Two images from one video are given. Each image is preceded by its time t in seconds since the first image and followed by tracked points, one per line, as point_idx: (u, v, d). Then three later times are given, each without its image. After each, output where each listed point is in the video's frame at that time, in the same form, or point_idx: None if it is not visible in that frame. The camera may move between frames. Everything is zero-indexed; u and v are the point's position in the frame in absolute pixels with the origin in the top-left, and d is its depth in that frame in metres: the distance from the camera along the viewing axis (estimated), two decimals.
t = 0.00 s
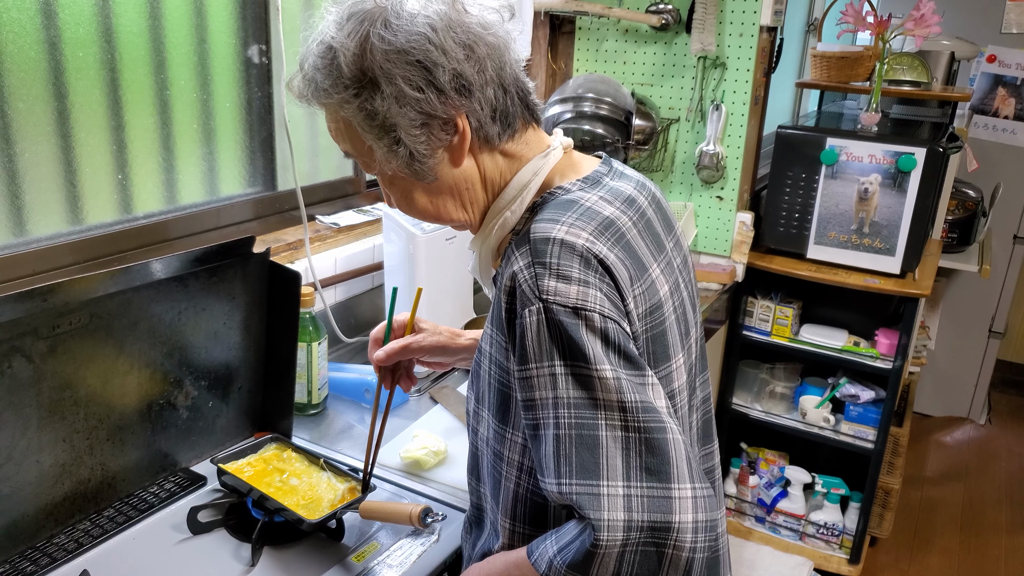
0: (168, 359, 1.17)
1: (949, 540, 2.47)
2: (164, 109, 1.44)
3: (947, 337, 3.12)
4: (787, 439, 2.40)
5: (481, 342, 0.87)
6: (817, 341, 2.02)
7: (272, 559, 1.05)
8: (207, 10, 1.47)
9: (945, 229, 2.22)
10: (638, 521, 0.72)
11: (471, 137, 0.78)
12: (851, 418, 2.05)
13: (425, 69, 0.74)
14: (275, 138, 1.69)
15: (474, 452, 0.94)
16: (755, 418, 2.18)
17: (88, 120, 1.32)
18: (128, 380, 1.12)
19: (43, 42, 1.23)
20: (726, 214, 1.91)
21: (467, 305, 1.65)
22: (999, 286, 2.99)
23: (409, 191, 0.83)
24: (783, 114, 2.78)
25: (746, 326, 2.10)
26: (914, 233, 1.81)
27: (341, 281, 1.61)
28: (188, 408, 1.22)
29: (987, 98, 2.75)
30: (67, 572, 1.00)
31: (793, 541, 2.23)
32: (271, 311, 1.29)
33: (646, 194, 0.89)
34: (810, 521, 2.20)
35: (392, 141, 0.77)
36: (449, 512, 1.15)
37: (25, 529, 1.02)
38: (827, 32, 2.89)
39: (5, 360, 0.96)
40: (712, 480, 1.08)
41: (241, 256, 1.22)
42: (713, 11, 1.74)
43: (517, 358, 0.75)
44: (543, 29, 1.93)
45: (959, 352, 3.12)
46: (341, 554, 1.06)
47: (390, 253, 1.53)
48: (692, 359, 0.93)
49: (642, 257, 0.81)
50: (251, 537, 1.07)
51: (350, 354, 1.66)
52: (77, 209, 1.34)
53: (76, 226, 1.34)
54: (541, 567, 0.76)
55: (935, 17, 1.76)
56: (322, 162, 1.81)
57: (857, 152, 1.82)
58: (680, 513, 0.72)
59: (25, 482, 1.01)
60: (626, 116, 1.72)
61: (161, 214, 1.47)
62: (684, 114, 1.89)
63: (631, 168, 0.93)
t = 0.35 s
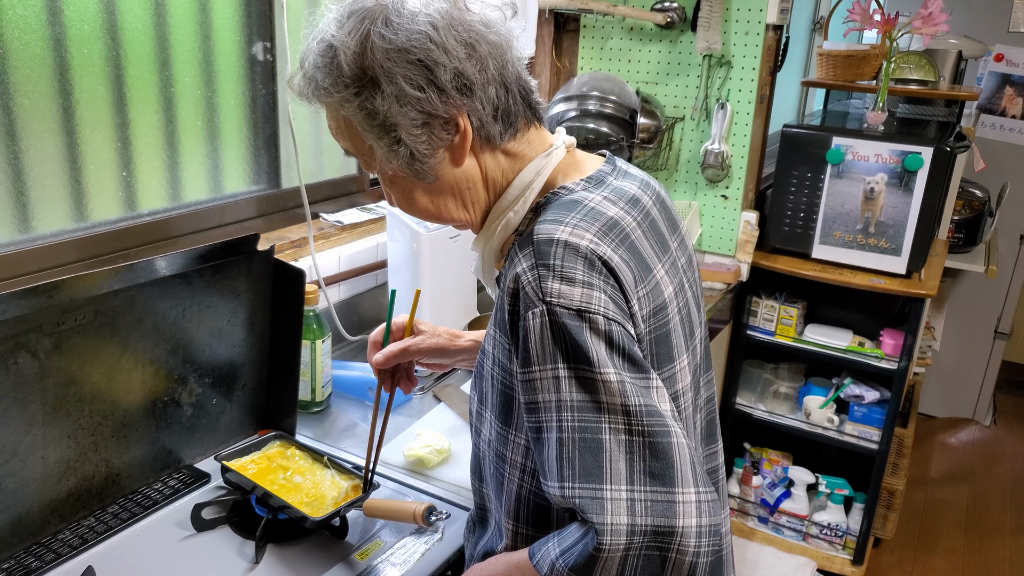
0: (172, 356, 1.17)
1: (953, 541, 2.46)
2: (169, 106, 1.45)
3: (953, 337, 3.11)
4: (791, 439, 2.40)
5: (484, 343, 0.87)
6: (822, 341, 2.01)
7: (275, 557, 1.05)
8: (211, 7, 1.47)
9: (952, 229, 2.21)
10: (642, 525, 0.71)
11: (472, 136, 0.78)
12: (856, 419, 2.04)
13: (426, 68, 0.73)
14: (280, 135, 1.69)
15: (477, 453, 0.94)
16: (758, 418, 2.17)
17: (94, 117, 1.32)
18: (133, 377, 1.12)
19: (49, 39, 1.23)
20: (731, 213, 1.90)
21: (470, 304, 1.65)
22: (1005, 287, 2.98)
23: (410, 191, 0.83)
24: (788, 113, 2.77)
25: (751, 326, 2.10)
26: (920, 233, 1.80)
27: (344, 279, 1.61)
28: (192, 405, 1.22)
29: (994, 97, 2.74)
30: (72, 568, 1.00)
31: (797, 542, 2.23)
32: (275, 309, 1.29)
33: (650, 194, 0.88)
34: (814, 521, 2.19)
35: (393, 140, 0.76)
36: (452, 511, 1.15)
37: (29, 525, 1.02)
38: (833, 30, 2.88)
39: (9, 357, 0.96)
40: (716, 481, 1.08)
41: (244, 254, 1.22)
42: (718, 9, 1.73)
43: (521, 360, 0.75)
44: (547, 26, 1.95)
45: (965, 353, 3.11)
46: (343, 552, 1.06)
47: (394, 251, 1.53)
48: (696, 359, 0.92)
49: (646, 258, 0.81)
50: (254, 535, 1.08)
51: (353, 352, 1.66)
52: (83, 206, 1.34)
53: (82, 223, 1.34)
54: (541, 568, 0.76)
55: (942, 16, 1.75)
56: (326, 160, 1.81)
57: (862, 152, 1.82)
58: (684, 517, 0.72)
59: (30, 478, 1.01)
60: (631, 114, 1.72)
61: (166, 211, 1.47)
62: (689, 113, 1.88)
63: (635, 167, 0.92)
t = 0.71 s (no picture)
0: (175, 355, 1.17)
1: (956, 541, 2.46)
2: (172, 105, 1.44)
3: (956, 337, 3.11)
4: (794, 439, 2.39)
5: (487, 343, 0.87)
6: (824, 340, 2.01)
7: (277, 556, 1.05)
8: (214, 6, 1.47)
9: (954, 229, 2.21)
10: (649, 525, 0.71)
11: (475, 135, 0.78)
12: (858, 419, 2.04)
13: (429, 66, 0.73)
14: (282, 134, 1.69)
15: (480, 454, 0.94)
16: (761, 417, 2.18)
17: (96, 115, 1.32)
18: (135, 375, 1.12)
19: (51, 37, 1.23)
20: (733, 213, 1.90)
21: (472, 304, 1.65)
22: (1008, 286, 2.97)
23: (413, 190, 0.83)
24: (791, 112, 2.77)
25: (753, 325, 2.10)
26: (923, 232, 1.80)
27: (347, 278, 1.61)
28: (194, 404, 1.22)
29: (997, 97, 2.74)
30: (74, 567, 1.00)
31: (799, 541, 2.23)
32: (278, 307, 1.29)
33: (654, 194, 0.88)
34: (816, 521, 2.19)
35: (396, 140, 0.76)
36: (455, 511, 1.15)
37: (31, 523, 1.02)
38: (836, 30, 2.87)
39: (11, 355, 0.96)
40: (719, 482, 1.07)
41: (247, 252, 1.22)
42: (721, 9, 1.73)
43: (525, 360, 0.75)
44: (550, 26, 1.95)
45: (967, 353, 3.11)
46: (345, 552, 1.06)
47: (398, 250, 1.53)
48: (699, 359, 0.92)
49: (651, 258, 0.80)
50: (256, 534, 1.07)
51: (355, 351, 1.65)
52: (85, 204, 1.34)
53: (84, 221, 1.34)
54: (544, 567, 0.76)
55: (946, 15, 1.75)
56: (328, 158, 1.81)
57: (865, 151, 1.81)
58: (691, 517, 0.72)
59: (32, 477, 1.01)
60: (633, 113, 1.71)
61: (168, 210, 1.47)
62: (692, 112, 1.88)
63: (639, 167, 0.92)
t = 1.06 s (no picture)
0: (174, 355, 1.16)
1: (954, 540, 2.46)
2: (170, 104, 1.44)
3: (954, 336, 3.12)
4: (792, 438, 2.40)
5: (487, 343, 0.86)
6: (823, 340, 2.01)
7: (277, 557, 1.05)
8: (213, 5, 1.46)
9: (953, 228, 2.21)
10: (650, 526, 0.71)
11: (477, 134, 0.78)
12: (857, 417, 2.04)
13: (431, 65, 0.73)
14: (281, 134, 1.68)
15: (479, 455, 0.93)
16: (760, 416, 2.18)
17: (94, 114, 1.32)
18: (134, 376, 1.11)
19: (49, 36, 1.22)
20: (733, 212, 1.90)
21: (472, 303, 1.64)
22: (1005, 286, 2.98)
23: (414, 189, 0.82)
24: (790, 112, 2.77)
25: (753, 325, 2.10)
26: (922, 232, 1.80)
27: (347, 277, 1.61)
28: (194, 404, 1.21)
29: (995, 96, 2.75)
30: (72, 569, 1.00)
31: (798, 540, 2.23)
32: (277, 307, 1.28)
33: (657, 194, 0.88)
34: (815, 520, 2.19)
35: (397, 138, 0.76)
36: (455, 511, 1.15)
37: (29, 525, 1.02)
38: (835, 29, 2.88)
39: (9, 356, 0.95)
40: (720, 483, 1.07)
41: (247, 252, 1.21)
42: (721, 8, 1.73)
43: (526, 361, 0.74)
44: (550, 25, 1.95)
45: (965, 352, 3.11)
46: (345, 552, 1.06)
47: (398, 249, 1.53)
48: (701, 360, 0.92)
49: (653, 258, 0.80)
50: (256, 535, 1.07)
51: (355, 351, 1.65)
52: (83, 204, 1.34)
53: (81, 221, 1.34)
54: (538, 564, 0.75)
55: (945, 15, 1.75)
56: (328, 158, 1.81)
57: (865, 151, 1.81)
58: (691, 518, 0.72)
59: (30, 478, 1.01)
60: (633, 113, 1.71)
61: (166, 210, 1.47)
62: (691, 112, 1.88)
63: (641, 167, 0.92)
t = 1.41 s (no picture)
0: (176, 355, 1.16)
1: (958, 542, 2.45)
2: (173, 104, 1.44)
3: (957, 337, 3.11)
4: (795, 439, 2.39)
5: (491, 345, 0.86)
6: (827, 340, 2.01)
7: (279, 557, 1.05)
8: (216, 4, 1.46)
9: (957, 229, 2.20)
10: (656, 531, 0.71)
11: (481, 134, 0.77)
12: (860, 419, 2.03)
13: (435, 65, 0.73)
14: (284, 133, 1.68)
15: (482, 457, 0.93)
16: (763, 417, 2.17)
17: (97, 114, 1.32)
18: (136, 376, 1.11)
19: (52, 35, 1.23)
20: (736, 212, 1.90)
21: (473, 304, 1.64)
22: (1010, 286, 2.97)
23: (418, 189, 0.82)
24: (793, 112, 2.77)
25: (756, 325, 2.09)
26: (926, 232, 1.79)
27: (349, 277, 1.61)
28: (196, 404, 1.21)
29: (999, 96, 2.76)
30: (74, 568, 1.00)
31: (801, 542, 2.22)
32: (280, 307, 1.28)
33: (662, 196, 0.87)
34: (818, 521, 2.18)
35: (401, 138, 0.76)
36: (458, 512, 1.15)
37: (32, 524, 1.02)
38: (839, 29, 2.87)
39: (12, 356, 0.95)
40: (723, 486, 1.07)
41: (250, 252, 1.21)
42: (724, 8, 1.72)
43: (531, 364, 0.74)
44: (552, 25, 1.94)
45: (969, 353, 3.10)
46: (348, 553, 1.06)
47: (400, 249, 1.53)
48: (706, 362, 0.92)
49: (659, 260, 0.80)
50: (258, 535, 1.07)
51: (357, 351, 1.65)
52: (86, 204, 1.34)
53: (85, 220, 1.34)
54: (540, 560, 0.74)
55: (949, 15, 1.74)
56: (330, 158, 1.81)
57: (868, 151, 1.81)
58: (697, 523, 0.72)
59: (33, 478, 1.01)
60: (635, 112, 1.70)
61: (170, 209, 1.47)
62: (694, 111, 1.87)
63: (646, 168, 0.91)
